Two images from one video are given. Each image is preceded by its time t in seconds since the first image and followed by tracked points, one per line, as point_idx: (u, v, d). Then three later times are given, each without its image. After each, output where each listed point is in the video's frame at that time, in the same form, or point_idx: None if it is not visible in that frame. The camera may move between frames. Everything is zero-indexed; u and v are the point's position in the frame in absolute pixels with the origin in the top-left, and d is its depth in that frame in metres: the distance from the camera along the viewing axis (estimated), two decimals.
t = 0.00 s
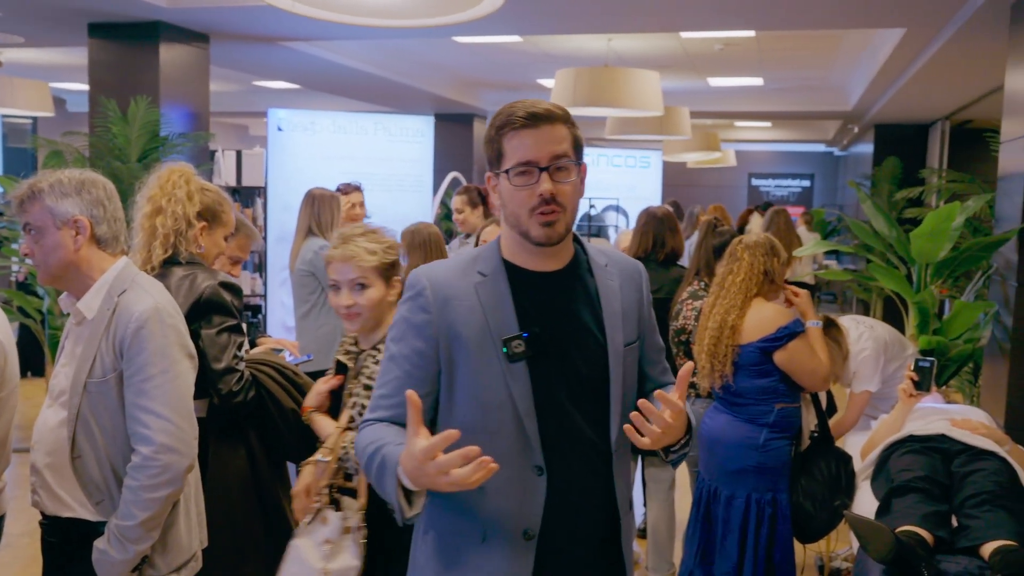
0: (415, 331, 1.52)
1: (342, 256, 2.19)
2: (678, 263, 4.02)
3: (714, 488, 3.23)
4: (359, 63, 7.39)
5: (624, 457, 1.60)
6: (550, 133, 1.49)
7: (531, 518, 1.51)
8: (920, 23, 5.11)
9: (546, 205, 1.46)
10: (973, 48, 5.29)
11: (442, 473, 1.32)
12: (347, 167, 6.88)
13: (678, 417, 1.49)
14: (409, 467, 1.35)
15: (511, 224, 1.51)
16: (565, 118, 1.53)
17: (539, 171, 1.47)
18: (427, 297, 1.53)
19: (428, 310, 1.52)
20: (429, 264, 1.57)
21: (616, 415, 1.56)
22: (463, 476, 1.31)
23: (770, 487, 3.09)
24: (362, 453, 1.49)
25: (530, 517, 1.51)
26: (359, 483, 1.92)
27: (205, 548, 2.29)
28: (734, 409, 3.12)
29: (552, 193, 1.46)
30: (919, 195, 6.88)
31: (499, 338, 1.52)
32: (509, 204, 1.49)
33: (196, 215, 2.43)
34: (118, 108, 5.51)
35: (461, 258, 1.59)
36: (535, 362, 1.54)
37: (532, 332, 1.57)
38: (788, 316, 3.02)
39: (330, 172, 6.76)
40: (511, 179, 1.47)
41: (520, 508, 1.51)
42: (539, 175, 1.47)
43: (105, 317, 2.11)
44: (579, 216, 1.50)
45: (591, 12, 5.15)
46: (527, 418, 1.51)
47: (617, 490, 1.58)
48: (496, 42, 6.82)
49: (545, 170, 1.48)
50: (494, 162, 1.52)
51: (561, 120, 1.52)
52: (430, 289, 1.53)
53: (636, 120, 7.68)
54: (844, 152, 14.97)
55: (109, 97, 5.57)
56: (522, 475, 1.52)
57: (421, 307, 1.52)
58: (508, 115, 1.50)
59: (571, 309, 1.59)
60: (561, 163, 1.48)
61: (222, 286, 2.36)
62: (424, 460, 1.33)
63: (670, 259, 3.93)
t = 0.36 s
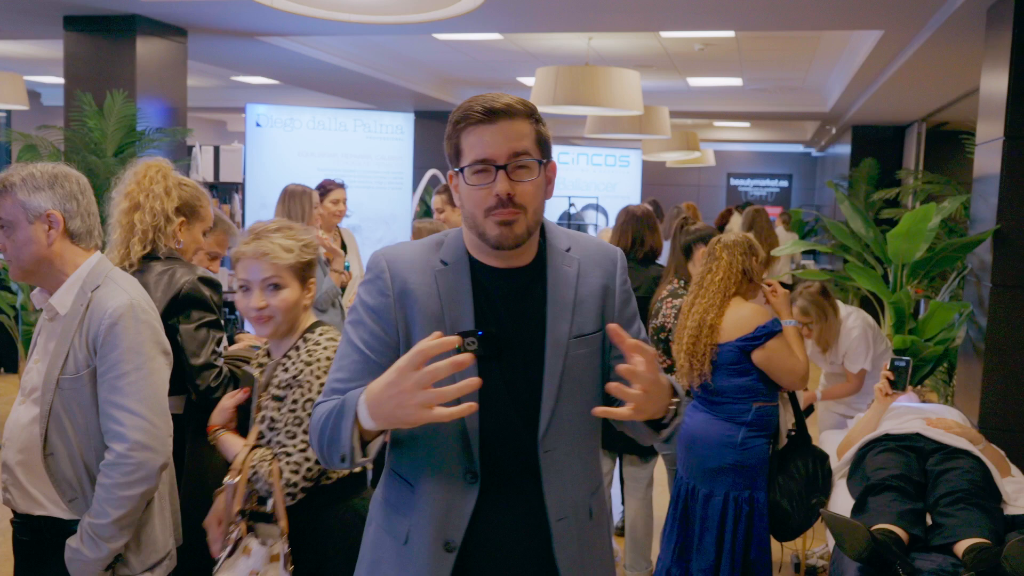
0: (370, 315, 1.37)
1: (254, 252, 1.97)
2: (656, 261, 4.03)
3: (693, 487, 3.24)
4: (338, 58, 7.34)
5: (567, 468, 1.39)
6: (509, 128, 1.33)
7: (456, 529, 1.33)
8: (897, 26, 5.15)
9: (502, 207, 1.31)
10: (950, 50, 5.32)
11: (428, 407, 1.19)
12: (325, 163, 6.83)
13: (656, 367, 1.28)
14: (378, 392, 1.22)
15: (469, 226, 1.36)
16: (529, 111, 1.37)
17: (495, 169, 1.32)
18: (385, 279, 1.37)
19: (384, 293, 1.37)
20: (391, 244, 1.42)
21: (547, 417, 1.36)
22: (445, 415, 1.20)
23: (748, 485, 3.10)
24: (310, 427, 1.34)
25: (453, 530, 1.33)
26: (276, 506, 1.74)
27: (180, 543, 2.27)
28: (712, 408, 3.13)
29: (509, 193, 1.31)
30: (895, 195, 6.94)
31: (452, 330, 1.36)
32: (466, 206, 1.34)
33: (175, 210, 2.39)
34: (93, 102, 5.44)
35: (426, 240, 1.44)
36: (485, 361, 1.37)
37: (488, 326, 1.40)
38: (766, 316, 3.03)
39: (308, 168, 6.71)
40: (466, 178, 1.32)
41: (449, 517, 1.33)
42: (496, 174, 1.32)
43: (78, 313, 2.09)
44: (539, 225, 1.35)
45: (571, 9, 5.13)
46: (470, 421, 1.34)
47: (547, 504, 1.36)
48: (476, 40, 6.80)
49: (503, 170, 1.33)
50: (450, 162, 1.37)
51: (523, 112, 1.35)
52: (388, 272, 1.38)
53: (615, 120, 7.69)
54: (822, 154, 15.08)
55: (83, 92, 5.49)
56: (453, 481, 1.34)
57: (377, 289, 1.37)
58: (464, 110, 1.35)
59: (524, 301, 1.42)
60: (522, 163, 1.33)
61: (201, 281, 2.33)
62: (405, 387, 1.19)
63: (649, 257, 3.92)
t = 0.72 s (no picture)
0: (343, 320, 1.37)
1: (154, 260, 1.63)
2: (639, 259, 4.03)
3: (678, 486, 3.23)
4: (326, 55, 7.31)
5: (529, 479, 1.42)
6: (484, 133, 1.35)
7: (424, 541, 1.37)
8: (884, 27, 5.17)
9: (469, 213, 1.34)
10: (936, 51, 5.34)
11: (452, 425, 1.17)
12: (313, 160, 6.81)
13: (587, 373, 1.27)
14: (399, 407, 1.20)
15: (434, 227, 1.39)
16: (507, 114, 1.38)
17: (465, 174, 1.35)
18: (358, 284, 1.37)
19: (356, 297, 1.36)
20: (364, 244, 1.42)
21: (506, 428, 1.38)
22: (468, 433, 1.19)
23: (733, 484, 3.11)
24: (297, 440, 1.32)
25: (421, 543, 1.37)
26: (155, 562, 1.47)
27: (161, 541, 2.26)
28: (698, 407, 3.14)
29: (476, 202, 1.34)
30: (881, 196, 6.97)
31: (424, 337, 1.37)
32: (431, 209, 1.36)
33: (158, 207, 2.37)
34: (78, 98, 5.39)
35: (399, 242, 1.43)
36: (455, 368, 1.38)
37: (461, 333, 1.42)
38: (751, 316, 3.04)
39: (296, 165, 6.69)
40: (435, 180, 1.35)
41: (416, 529, 1.37)
42: (464, 178, 1.34)
43: (59, 311, 2.07)
44: (507, 229, 1.37)
45: (559, 8, 5.12)
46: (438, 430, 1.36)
47: (504, 517, 1.39)
48: (464, 38, 6.79)
49: (473, 174, 1.35)
50: (423, 158, 1.39)
51: (501, 116, 1.37)
52: (360, 276, 1.38)
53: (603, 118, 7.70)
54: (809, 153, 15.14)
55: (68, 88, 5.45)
56: (427, 494, 1.38)
57: (349, 294, 1.37)
58: (439, 109, 1.36)
59: (494, 308, 1.44)
60: (491, 168, 1.35)
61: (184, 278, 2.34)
62: (430, 402, 1.17)
63: (631, 256, 3.92)
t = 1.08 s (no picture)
0: (320, 326, 1.37)
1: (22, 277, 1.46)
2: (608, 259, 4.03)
3: (672, 486, 3.22)
4: (320, 53, 7.30)
5: (517, 484, 1.42)
6: (467, 133, 1.36)
7: (410, 553, 1.37)
8: (880, 28, 5.18)
9: (452, 215, 1.35)
10: (930, 52, 5.35)
11: (417, 441, 1.19)
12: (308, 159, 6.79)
13: (589, 388, 1.26)
14: (365, 422, 1.22)
15: (416, 226, 1.40)
16: (491, 112, 1.39)
17: (447, 175, 1.36)
18: (335, 290, 1.37)
19: (334, 302, 1.37)
20: (340, 247, 1.42)
21: (491, 434, 1.38)
22: (434, 448, 1.20)
23: (728, 485, 3.10)
24: (274, 451, 1.35)
25: (408, 554, 1.37)
26: None
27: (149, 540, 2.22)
28: (692, 407, 3.13)
29: (459, 204, 1.35)
30: (875, 196, 6.99)
31: (406, 343, 1.37)
32: (413, 208, 1.38)
33: (154, 209, 2.38)
34: (73, 94, 5.38)
35: (377, 244, 1.43)
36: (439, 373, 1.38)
37: (444, 338, 1.42)
38: (745, 316, 3.04)
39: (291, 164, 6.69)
40: (417, 181, 1.36)
41: (401, 538, 1.38)
42: (445, 179, 1.36)
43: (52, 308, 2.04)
44: (489, 231, 1.39)
45: (554, 6, 5.12)
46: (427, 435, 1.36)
47: (491, 524, 1.39)
48: (459, 38, 6.80)
49: (454, 176, 1.36)
50: (404, 155, 1.40)
51: (483, 116, 1.38)
52: (337, 281, 1.38)
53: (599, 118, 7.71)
54: (804, 154, 15.18)
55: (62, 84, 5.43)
56: (412, 504, 1.38)
57: (327, 300, 1.37)
58: (421, 106, 1.37)
59: (477, 311, 1.44)
60: (475, 169, 1.37)
61: (176, 276, 2.30)
62: (394, 419, 1.19)
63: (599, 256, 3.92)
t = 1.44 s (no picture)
0: (312, 329, 1.37)
1: None
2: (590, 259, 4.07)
3: (671, 489, 3.19)
4: (323, 55, 7.31)
5: (512, 486, 1.42)
6: (458, 135, 1.36)
7: (401, 557, 1.37)
8: (881, 31, 5.17)
9: (443, 216, 1.35)
10: (932, 55, 5.33)
11: (422, 442, 1.19)
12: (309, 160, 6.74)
13: (587, 386, 1.26)
14: (366, 425, 1.22)
15: (407, 229, 1.40)
16: (482, 112, 1.39)
17: (439, 177, 1.35)
18: (325, 294, 1.38)
19: (324, 305, 1.37)
20: (327, 249, 1.42)
21: (486, 435, 1.38)
22: (440, 449, 1.19)
23: (726, 487, 3.08)
24: (270, 455, 1.35)
25: (400, 557, 1.37)
26: None
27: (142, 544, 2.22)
28: (690, 408, 3.11)
29: (451, 206, 1.35)
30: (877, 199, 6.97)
31: (397, 345, 1.37)
32: (405, 210, 1.37)
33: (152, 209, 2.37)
34: (75, 95, 5.39)
35: (366, 247, 1.44)
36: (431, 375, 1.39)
37: (436, 342, 1.42)
38: (744, 318, 3.01)
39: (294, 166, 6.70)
40: (408, 182, 1.35)
41: (394, 540, 1.37)
42: (437, 180, 1.35)
43: (47, 307, 2.06)
44: (481, 232, 1.39)
45: (554, 8, 5.11)
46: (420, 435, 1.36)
47: (487, 524, 1.39)
48: (461, 40, 6.80)
49: (446, 177, 1.36)
50: (395, 155, 1.39)
51: (475, 116, 1.38)
52: (327, 283, 1.38)
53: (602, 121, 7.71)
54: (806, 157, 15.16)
55: (64, 85, 5.44)
56: (404, 507, 1.37)
57: (316, 302, 1.37)
58: (412, 106, 1.36)
59: (469, 313, 1.45)
60: (466, 170, 1.37)
61: (167, 275, 2.31)
62: (397, 422, 1.19)
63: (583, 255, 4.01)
